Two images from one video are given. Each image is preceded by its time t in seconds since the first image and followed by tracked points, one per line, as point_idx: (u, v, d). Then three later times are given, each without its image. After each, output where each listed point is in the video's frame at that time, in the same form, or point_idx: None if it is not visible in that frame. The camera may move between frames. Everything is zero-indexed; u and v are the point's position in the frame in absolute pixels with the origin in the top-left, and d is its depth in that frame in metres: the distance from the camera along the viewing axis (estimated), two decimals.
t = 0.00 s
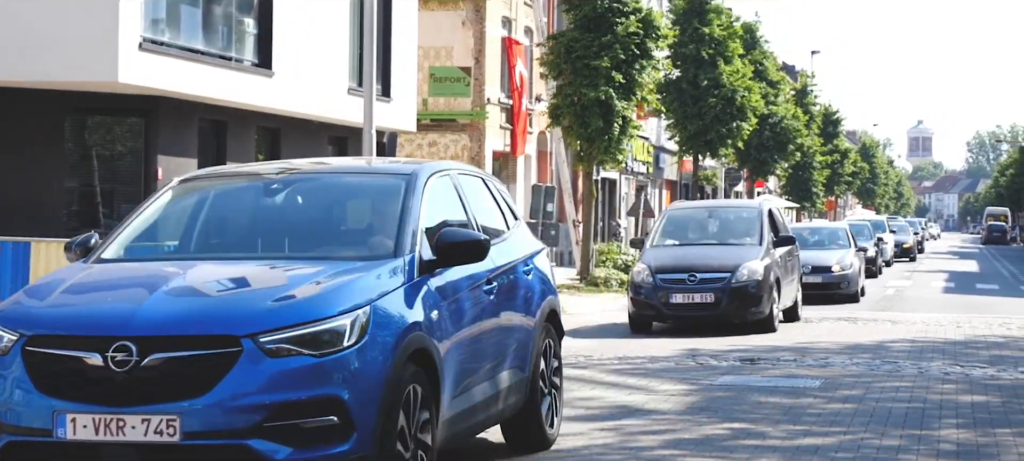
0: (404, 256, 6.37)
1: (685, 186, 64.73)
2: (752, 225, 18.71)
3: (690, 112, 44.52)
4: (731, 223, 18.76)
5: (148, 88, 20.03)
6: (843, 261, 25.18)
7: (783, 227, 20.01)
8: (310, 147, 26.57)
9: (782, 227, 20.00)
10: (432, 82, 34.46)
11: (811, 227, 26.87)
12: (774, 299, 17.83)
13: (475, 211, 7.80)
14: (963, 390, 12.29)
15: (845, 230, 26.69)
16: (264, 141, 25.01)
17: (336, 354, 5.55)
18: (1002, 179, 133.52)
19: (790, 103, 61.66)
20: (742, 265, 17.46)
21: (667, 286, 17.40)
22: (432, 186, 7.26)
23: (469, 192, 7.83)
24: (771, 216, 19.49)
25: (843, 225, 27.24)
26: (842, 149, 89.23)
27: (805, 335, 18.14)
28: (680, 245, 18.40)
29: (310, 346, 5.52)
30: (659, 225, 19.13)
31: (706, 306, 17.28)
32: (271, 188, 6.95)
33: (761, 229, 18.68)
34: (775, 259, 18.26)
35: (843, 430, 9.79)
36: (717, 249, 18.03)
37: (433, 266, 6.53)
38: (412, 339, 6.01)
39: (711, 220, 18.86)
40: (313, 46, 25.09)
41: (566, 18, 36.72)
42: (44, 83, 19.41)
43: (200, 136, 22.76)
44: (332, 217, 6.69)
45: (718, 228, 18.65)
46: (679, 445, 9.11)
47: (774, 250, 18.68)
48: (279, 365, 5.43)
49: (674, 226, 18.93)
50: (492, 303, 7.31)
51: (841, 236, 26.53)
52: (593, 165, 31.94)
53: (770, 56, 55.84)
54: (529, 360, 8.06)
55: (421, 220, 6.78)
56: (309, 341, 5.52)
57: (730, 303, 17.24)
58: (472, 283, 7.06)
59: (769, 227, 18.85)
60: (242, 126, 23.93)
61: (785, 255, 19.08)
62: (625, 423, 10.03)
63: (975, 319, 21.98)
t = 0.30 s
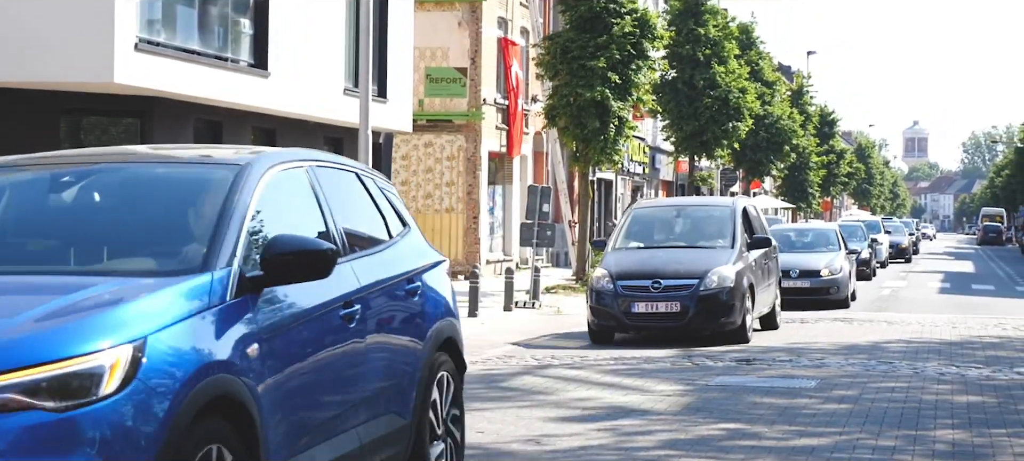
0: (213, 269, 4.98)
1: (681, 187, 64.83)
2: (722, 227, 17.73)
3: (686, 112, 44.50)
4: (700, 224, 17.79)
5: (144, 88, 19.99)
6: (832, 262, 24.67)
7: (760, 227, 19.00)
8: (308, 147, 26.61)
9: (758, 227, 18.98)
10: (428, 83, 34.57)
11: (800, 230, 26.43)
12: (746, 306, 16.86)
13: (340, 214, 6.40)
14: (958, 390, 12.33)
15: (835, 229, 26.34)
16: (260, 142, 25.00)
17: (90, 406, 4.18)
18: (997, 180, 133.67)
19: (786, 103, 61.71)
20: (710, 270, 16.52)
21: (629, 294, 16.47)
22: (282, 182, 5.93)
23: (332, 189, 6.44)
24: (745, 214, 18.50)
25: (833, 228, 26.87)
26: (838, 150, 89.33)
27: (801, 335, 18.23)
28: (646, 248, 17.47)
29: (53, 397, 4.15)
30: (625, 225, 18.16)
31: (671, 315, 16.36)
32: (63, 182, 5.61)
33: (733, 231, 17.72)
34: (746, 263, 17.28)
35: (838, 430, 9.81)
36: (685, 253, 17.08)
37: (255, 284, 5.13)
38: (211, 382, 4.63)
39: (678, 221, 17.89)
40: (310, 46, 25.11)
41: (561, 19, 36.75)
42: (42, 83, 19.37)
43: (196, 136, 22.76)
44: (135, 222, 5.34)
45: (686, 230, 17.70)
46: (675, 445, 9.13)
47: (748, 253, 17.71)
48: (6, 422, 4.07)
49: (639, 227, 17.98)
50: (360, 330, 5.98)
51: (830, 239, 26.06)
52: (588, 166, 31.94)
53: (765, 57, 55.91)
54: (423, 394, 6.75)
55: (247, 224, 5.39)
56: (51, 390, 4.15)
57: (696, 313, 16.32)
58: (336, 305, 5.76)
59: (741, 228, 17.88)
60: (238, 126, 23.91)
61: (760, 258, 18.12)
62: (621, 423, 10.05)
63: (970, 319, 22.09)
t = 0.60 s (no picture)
0: None
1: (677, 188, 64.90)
2: (690, 228, 15.93)
3: (681, 112, 44.48)
4: (666, 225, 16.01)
5: (139, 89, 19.98)
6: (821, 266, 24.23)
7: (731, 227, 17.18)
8: (305, 147, 26.60)
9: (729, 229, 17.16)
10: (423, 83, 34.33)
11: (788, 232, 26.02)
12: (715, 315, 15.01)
13: (106, 204, 4.97)
14: (953, 391, 12.35)
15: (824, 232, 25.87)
16: (255, 142, 24.98)
17: None
18: (992, 180, 133.80)
19: (781, 103, 61.72)
20: (675, 275, 14.69)
21: (582, 302, 14.59)
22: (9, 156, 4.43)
23: (96, 173, 4.99)
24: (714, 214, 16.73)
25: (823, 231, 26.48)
26: (833, 151, 89.41)
27: (796, 336, 18.27)
28: (605, 250, 15.66)
29: None
30: (583, 224, 16.35)
31: (630, 325, 14.52)
32: None
33: (702, 231, 15.94)
34: (716, 267, 15.42)
35: (833, 431, 9.82)
36: (648, 255, 15.27)
37: None
38: None
39: (642, 222, 16.10)
40: (306, 47, 25.12)
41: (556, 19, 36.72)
42: (41, 84, 19.38)
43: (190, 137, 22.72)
44: None
45: (649, 232, 15.91)
46: (670, 445, 9.14)
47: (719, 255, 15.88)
48: None
49: (598, 227, 16.18)
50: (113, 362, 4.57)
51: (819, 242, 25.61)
52: (584, 166, 31.97)
53: (761, 58, 55.92)
54: (169, 460, 4.95)
55: None
56: None
57: (658, 322, 14.46)
58: (71, 333, 4.27)
59: (710, 228, 16.10)
60: (234, 126, 23.88)
61: (733, 261, 16.32)
62: (617, 424, 10.06)
63: (965, 320, 22.13)
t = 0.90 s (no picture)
0: None
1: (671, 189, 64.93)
2: (651, 226, 13.91)
3: (676, 112, 44.49)
4: (623, 223, 13.96)
5: (134, 89, 19.95)
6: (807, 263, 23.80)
7: (699, 226, 15.22)
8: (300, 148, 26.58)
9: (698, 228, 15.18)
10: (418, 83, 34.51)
11: (774, 231, 25.60)
12: (675, 324, 13.12)
13: None
14: (948, 391, 12.37)
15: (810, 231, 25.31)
16: (249, 143, 24.97)
17: None
18: (987, 181, 133.90)
19: (777, 104, 61.76)
20: (629, 278, 12.77)
21: (524, 310, 12.70)
22: None
23: None
24: (679, 210, 14.71)
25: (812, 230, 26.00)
26: (829, 151, 89.49)
27: (792, 336, 18.29)
28: (553, 251, 13.63)
29: None
30: (530, 223, 14.25)
31: (578, 336, 12.65)
32: None
33: (664, 232, 13.92)
34: (679, 270, 13.49)
35: (828, 431, 9.83)
36: (602, 257, 13.25)
37: None
38: None
39: (596, 220, 14.04)
40: (301, 47, 25.12)
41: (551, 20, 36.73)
42: (37, 84, 19.34)
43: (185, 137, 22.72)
44: None
45: (604, 230, 13.89)
46: (664, 446, 9.14)
47: (683, 258, 13.94)
48: None
49: (548, 224, 14.11)
50: None
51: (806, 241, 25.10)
52: (578, 166, 32.01)
53: (756, 58, 55.95)
54: None
55: None
56: None
57: (609, 333, 12.60)
58: None
59: (673, 227, 14.08)
60: (229, 126, 23.83)
61: (699, 265, 14.36)
62: (614, 424, 10.05)
63: (960, 320, 22.18)
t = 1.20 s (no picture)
0: None
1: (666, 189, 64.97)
2: (600, 226, 12.21)
3: (671, 113, 44.48)
4: (570, 222, 12.25)
5: (129, 89, 19.92)
6: (792, 258, 22.68)
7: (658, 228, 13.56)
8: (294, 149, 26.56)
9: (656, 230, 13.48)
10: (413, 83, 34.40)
11: (756, 225, 24.43)
12: (624, 335, 11.42)
13: None
14: (942, 391, 12.38)
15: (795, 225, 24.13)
16: (243, 143, 24.94)
17: None
18: (980, 182, 134.07)
19: (771, 104, 61.79)
20: (573, 284, 11.06)
21: (453, 319, 10.97)
22: None
23: None
24: (634, 207, 13.00)
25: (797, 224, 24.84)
26: (823, 152, 89.56)
27: (786, 336, 18.31)
28: (492, 252, 11.91)
29: None
30: (465, 219, 12.55)
31: (512, 351, 10.93)
32: None
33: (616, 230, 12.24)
34: (630, 276, 11.80)
35: (822, 431, 9.83)
36: (543, 259, 11.55)
37: None
38: None
39: (539, 218, 12.30)
40: (296, 47, 25.13)
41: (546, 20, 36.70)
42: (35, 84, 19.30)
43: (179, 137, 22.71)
44: None
45: (550, 229, 12.18)
46: (658, 446, 9.14)
47: (636, 261, 12.24)
48: None
49: (486, 223, 12.37)
50: None
51: (791, 236, 23.96)
52: (572, 167, 32.05)
53: (751, 59, 55.97)
54: None
55: None
56: None
57: (548, 348, 10.88)
58: None
59: (626, 226, 12.41)
60: (223, 126, 23.80)
61: (655, 270, 12.67)
62: (607, 424, 10.06)
63: (953, 320, 22.20)
